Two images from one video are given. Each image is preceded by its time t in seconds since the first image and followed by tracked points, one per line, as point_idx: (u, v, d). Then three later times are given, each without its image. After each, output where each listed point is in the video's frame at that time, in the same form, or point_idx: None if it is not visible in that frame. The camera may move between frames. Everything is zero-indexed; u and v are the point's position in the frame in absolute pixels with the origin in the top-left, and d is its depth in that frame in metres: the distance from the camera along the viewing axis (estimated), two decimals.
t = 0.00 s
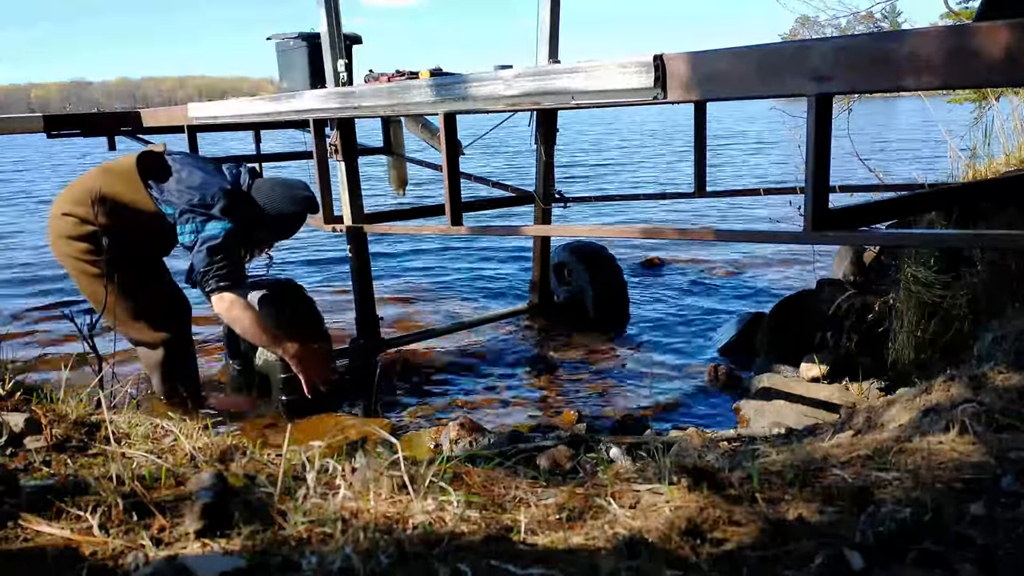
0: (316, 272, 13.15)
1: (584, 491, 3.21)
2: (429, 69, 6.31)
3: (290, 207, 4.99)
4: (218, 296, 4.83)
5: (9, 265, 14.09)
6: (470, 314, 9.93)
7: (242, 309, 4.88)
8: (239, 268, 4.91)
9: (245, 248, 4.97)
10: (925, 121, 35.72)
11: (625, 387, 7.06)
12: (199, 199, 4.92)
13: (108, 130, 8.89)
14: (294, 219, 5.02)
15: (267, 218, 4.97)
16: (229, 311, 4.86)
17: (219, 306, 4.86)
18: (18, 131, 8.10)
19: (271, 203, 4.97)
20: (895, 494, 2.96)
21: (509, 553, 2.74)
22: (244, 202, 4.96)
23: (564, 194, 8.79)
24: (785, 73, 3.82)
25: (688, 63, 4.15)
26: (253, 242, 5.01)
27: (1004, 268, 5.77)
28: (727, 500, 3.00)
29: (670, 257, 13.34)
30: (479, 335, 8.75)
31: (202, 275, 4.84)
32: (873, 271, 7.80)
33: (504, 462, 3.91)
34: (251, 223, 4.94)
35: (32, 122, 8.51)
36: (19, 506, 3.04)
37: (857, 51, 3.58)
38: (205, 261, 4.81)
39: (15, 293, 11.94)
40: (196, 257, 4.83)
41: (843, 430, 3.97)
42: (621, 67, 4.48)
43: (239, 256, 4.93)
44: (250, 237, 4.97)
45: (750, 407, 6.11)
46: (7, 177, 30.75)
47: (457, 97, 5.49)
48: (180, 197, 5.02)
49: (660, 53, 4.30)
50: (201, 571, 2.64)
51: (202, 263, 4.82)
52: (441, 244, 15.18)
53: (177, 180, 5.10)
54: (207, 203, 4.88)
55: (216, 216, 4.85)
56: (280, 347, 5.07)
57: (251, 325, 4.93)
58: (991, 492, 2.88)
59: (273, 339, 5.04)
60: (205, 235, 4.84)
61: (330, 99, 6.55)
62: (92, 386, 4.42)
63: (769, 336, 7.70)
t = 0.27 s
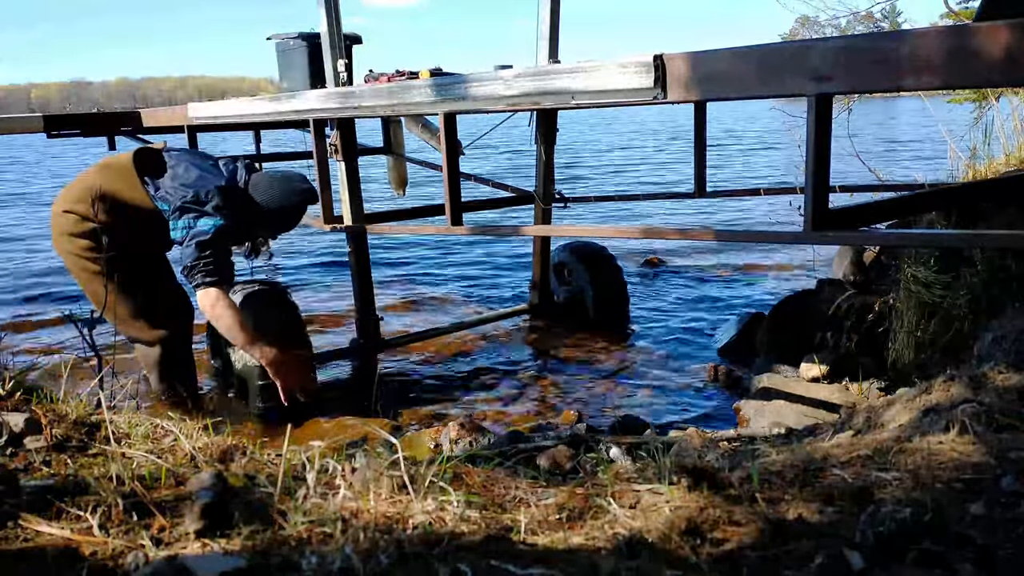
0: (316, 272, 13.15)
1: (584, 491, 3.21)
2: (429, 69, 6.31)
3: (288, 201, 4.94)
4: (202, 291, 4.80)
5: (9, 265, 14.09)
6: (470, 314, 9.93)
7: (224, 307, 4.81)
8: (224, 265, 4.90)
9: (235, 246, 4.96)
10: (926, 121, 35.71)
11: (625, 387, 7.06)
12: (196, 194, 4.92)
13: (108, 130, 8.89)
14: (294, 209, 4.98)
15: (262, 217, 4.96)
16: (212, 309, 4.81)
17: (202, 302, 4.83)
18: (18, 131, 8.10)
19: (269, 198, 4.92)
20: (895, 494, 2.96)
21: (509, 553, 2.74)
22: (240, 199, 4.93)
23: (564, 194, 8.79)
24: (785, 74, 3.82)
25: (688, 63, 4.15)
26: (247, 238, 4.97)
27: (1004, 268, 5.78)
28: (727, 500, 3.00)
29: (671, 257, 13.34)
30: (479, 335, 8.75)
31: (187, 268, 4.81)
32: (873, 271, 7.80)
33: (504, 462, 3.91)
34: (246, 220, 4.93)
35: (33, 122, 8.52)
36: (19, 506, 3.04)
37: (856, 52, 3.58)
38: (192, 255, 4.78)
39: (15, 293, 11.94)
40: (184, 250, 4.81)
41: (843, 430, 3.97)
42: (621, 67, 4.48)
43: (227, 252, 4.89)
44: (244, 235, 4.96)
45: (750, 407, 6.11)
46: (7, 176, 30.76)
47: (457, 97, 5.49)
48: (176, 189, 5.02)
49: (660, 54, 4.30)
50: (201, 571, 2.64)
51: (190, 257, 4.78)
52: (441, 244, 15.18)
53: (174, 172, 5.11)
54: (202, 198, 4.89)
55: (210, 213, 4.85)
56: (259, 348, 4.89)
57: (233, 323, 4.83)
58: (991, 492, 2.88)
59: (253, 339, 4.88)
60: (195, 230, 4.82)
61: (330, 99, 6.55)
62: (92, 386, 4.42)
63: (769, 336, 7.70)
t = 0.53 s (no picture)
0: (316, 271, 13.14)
1: (584, 491, 3.21)
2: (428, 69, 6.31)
3: (276, 187, 4.93)
4: (176, 272, 4.56)
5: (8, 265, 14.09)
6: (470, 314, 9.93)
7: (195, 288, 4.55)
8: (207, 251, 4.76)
9: (219, 233, 4.86)
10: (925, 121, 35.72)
11: (625, 387, 7.06)
12: (182, 180, 4.90)
13: (108, 130, 8.88)
14: (283, 198, 4.98)
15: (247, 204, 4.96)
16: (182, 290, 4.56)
17: (175, 285, 4.59)
18: (18, 131, 8.10)
19: (258, 184, 4.92)
20: (895, 494, 2.96)
21: (509, 553, 2.73)
22: (229, 188, 4.94)
23: (564, 194, 8.79)
24: (785, 74, 3.82)
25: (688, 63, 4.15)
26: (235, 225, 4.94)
27: (1004, 268, 5.78)
28: (727, 500, 3.00)
29: (670, 257, 13.34)
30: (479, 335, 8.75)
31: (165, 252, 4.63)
32: (873, 271, 7.80)
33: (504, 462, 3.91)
34: (233, 207, 4.91)
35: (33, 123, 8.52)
36: (19, 506, 3.04)
37: (856, 52, 3.58)
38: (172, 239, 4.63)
39: (15, 293, 11.93)
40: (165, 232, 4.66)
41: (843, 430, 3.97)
42: (621, 67, 4.48)
43: (209, 238, 4.78)
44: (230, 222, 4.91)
45: (750, 407, 6.11)
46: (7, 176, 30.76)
47: (457, 97, 5.48)
48: (164, 175, 5.03)
49: (660, 53, 4.30)
50: (201, 571, 2.64)
51: (170, 239, 4.63)
52: (441, 244, 15.18)
53: (162, 159, 5.11)
54: (189, 184, 4.87)
55: (197, 199, 4.81)
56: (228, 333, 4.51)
57: (202, 306, 4.51)
58: (991, 492, 2.88)
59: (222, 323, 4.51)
60: (179, 214, 4.73)
61: (330, 99, 6.55)
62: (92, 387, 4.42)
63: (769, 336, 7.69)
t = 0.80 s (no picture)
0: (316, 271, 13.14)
1: (584, 491, 3.21)
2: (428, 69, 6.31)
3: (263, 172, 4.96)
4: (133, 248, 5.17)
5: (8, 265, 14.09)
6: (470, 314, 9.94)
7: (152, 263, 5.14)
8: (176, 226, 5.23)
9: (189, 213, 5.19)
10: (925, 121, 35.73)
11: (624, 387, 7.06)
12: (164, 163, 5.11)
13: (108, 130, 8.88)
14: (273, 182, 4.99)
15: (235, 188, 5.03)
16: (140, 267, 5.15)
17: (133, 260, 5.18)
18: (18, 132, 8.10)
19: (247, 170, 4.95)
20: (895, 494, 2.96)
21: (509, 553, 2.73)
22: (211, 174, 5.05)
23: (564, 194, 8.79)
24: (785, 73, 3.82)
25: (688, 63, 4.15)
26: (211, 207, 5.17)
27: (1004, 268, 5.78)
28: (727, 500, 3.00)
29: (671, 257, 13.34)
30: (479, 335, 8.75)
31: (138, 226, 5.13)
32: (873, 271, 7.79)
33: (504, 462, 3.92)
34: (212, 192, 5.06)
35: (34, 123, 8.53)
36: (18, 506, 3.04)
37: (856, 51, 3.58)
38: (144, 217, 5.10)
39: (15, 293, 11.94)
40: (140, 210, 5.11)
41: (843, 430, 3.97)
42: (621, 67, 4.48)
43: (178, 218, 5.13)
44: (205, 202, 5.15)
45: (750, 407, 6.12)
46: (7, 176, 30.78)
47: (457, 97, 5.48)
48: (150, 162, 5.20)
49: (661, 53, 4.30)
50: (201, 571, 2.64)
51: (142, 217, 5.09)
52: (441, 244, 15.18)
53: (152, 143, 5.28)
54: (169, 169, 5.07)
55: (174, 182, 5.01)
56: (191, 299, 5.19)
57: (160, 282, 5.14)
58: (991, 492, 2.88)
59: (177, 291, 5.13)
60: (154, 196, 5.04)
61: (330, 99, 6.55)
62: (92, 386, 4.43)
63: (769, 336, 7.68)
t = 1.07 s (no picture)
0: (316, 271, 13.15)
1: (584, 491, 3.21)
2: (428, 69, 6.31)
3: (250, 156, 5.09)
4: (119, 242, 5.23)
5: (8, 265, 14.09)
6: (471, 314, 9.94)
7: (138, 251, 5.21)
8: (163, 219, 5.29)
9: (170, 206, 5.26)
10: (925, 121, 35.74)
11: (624, 387, 7.06)
12: (148, 156, 5.17)
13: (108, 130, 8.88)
14: (262, 160, 5.14)
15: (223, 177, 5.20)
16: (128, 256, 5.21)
17: (122, 253, 5.24)
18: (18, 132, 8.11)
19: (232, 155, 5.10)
20: (895, 494, 2.96)
21: (509, 553, 2.73)
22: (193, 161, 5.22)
23: (564, 194, 8.79)
24: (785, 73, 3.82)
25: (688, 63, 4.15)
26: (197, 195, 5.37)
27: (1005, 268, 5.77)
28: (727, 500, 3.00)
29: (671, 257, 13.34)
30: (479, 335, 8.75)
31: (123, 220, 5.16)
32: (874, 271, 7.78)
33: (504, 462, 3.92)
34: (195, 179, 5.24)
35: (34, 123, 8.52)
36: (19, 506, 3.04)
37: (856, 51, 3.58)
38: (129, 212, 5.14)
39: (15, 293, 11.94)
40: (125, 203, 5.15)
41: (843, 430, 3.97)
42: (621, 67, 4.48)
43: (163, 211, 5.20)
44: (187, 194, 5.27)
45: (750, 407, 6.12)
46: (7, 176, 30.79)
47: (457, 97, 5.48)
48: (133, 150, 5.28)
49: (661, 53, 4.30)
50: (201, 571, 2.64)
51: (126, 211, 5.14)
52: (442, 244, 15.19)
53: (137, 133, 5.32)
54: (149, 159, 5.17)
55: (154, 175, 5.11)
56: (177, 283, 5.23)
57: (146, 266, 5.20)
58: (991, 492, 2.88)
59: (160, 271, 5.18)
60: (135, 190, 5.09)
61: (330, 99, 6.55)
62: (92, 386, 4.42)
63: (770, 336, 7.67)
